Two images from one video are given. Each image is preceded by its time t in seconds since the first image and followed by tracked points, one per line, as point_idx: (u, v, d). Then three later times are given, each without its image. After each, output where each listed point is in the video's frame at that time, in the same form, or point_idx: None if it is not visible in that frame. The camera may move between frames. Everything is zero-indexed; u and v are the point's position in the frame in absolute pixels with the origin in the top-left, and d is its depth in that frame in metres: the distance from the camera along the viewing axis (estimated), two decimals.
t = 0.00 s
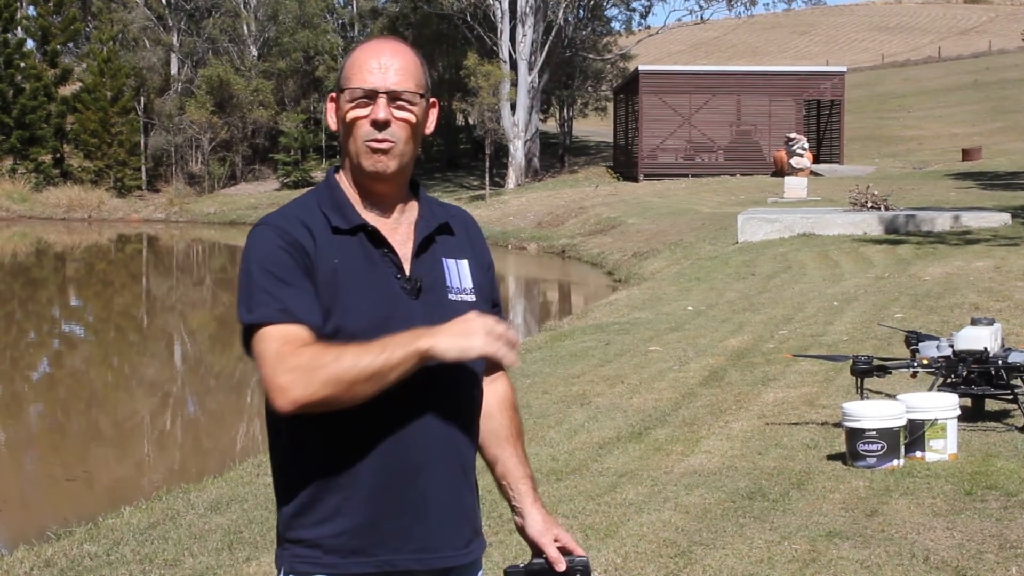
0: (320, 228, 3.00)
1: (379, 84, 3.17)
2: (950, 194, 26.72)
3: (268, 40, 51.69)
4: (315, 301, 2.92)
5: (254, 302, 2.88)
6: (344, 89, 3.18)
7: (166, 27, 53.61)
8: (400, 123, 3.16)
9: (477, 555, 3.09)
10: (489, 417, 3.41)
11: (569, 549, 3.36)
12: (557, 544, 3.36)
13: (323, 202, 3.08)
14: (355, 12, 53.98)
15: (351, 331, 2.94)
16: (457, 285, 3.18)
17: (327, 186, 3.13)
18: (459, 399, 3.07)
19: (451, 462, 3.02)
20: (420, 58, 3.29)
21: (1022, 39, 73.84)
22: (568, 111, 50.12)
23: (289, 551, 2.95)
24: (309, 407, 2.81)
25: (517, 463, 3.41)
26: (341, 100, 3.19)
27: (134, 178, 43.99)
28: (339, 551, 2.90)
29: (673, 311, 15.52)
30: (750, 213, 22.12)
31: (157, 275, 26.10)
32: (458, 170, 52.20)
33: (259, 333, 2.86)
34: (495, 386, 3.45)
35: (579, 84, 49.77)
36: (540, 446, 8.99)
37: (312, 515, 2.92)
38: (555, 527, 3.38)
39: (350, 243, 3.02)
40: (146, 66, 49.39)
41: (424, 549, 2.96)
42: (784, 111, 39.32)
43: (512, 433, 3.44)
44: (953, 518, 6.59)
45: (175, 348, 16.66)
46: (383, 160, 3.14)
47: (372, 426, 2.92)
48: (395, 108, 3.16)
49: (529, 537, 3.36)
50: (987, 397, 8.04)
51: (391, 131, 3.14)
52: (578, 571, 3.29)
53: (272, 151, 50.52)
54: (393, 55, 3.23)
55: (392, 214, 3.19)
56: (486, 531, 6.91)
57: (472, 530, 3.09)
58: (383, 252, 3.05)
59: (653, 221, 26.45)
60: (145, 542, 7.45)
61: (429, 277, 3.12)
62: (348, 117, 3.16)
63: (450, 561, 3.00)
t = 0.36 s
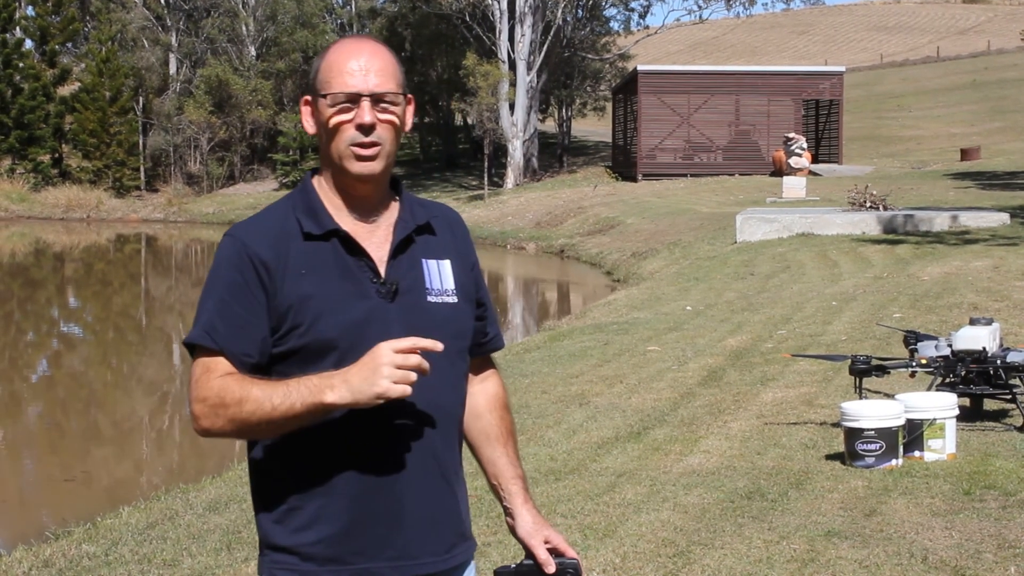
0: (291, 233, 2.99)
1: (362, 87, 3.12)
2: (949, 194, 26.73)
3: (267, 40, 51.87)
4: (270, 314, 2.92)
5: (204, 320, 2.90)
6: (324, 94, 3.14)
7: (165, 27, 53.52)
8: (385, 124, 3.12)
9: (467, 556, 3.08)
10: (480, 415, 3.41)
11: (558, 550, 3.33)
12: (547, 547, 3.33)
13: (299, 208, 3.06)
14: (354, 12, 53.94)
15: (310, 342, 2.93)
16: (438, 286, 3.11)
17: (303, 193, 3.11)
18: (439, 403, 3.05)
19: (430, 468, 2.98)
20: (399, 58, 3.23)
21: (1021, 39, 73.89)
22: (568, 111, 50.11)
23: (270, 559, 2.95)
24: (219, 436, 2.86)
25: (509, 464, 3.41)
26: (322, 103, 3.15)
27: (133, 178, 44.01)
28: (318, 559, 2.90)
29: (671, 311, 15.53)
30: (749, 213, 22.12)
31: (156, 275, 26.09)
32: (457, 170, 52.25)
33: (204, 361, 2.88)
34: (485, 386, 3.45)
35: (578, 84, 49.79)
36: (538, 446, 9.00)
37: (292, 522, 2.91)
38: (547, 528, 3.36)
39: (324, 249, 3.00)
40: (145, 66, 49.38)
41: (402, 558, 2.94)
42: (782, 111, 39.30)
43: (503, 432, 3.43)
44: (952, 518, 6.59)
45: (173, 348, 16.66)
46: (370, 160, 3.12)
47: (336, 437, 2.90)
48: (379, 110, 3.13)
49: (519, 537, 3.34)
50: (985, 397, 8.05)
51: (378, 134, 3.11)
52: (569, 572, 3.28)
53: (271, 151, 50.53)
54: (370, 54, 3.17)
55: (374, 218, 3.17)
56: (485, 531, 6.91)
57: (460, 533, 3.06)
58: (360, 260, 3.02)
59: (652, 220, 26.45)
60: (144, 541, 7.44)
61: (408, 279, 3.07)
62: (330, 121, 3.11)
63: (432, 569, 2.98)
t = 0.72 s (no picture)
0: (275, 235, 2.99)
1: (319, 86, 3.13)
2: (947, 194, 26.78)
3: (264, 41, 52.22)
4: (265, 316, 2.92)
5: (200, 328, 2.90)
6: (285, 96, 3.15)
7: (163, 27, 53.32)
8: (343, 122, 3.12)
9: (459, 555, 3.08)
10: (475, 409, 3.41)
11: (558, 544, 3.33)
12: (546, 541, 3.34)
13: (278, 210, 3.05)
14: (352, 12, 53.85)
15: (301, 345, 2.92)
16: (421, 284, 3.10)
17: (284, 195, 3.09)
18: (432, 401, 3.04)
19: (420, 467, 2.97)
20: (360, 55, 3.23)
21: (1019, 40, 73.99)
22: (566, 111, 50.01)
23: (256, 562, 2.96)
24: (257, 436, 2.82)
25: (505, 457, 3.41)
26: (284, 108, 3.16)
27: (132, 178, 44.15)
28: (304, 561, 2.91)
29: (669, 311, 15.55)
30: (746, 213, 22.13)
31: (154, 275, 26.10)
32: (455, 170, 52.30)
33: (218, 364, 2.86)
34: (479, 379, 3.45)
35: (576, 85, 49.84)
36: (536, 446, 9.01)
37: (277, 526, 2.92)
38: (544, 523, 3.36)
39: (306, 253, 2.98)
40: (142, 66, 49.36)
41: (393, 560, 2.94)
42: (780, 111, 39.28)
43: (500, 426, 3.44)
44: (949, 518, 6.60)
45: (171, 348, 16.67)
46: (334, 160, 3.11)
47: (327, 440, 2.90)
48: (336, 108, 3.13)
49: (517, 530, 3.35)
50: (983, 398, 8.05)
51: (334, 132, 3.10)
52: (566, 567, 3.27)
53: (269, 151, 50.56)
54: (330, 55, 3.18)
55: (352, 215, 3.16)
56: (482, 531, 6.91)
57: (452, 533, 3.06)
58: (342, 263, 3.01)
59: (650, 221, 26.48)
60: (141, 542, 7.44)
61: (390, 281, 3.06)
62: (294, 125, 3.12)
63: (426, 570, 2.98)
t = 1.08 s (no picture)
0: (278, 238, 2.98)
1: (323, 90, 3.13)
2: (944, 195, 26.85)
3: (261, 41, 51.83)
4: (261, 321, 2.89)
5: (193, 334, 2.84)
6: (288, 101, 3.15)
7: (160, 27, 53.19)
8: (346, 129, 3.11)
9: (459, 557, 3.09)
10: (468, 410, 3.41)
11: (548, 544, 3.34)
12: (537, 540, 3.34)
13: (281, 213, 3.04)
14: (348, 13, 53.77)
15: (304, 349, 2.90)
16: (423, 287, 3.12)
17: (285, 199, 3.08)
18: (435, 404, 3.05)
19: (424, 469, 2.98)
20: (363, 59, 3.24)
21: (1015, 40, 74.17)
22: (563, 111, 49.94)
23: (258, 567, 2.92)
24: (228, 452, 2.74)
25: (497, 457, 3.41)
26: (287, 113, 3.15)
27: (128, 178, 44.05)
28: (310, 565, 2.88)
29: (666, 311, 15.57)
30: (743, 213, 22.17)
31: (151, 275, 26.16)
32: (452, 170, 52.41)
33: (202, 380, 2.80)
34: (471, 380, 3.46)
35: (573, 86, 49.92)
36: (534, 446, 9.02)
37: (283, 529, 2.88)
38: (537, 523, 3.36)
39: (311, 256, 2.98)
40: (139, 67, 49.35)
41: (398, 562, 2.94)
42: (777, 112, 39.29)
43: (492, 427, 3.44)
44: (946, 518, 6.61)
45: (169, 348, 16.69)
46: (338, 164, 3.11)
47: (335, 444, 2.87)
48: (340, 114, 3.13)
49: (508, 530, 3.35)
50: (980, 398, 8.05)
51: (340, 138, 3.10)
52: (559, 569, 3.28)
53: (266, 151, 50.61)
54: (333, 57, 3.18)
55: (354, 219, 3.16)
56: (479, 532, 6.92)
57: (453, 533, 3.08)
58: (346, 265, 3.01)
59: (647, 221, 26.53)
60: (139, 542, 7.45)
61: (394, 282, 3.06)
62: (298, 130, 3.12)
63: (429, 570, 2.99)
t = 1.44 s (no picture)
0: (281, 240, 2.99)
1: (329, 89, 3.13)
2: (943, 195, 26.88)
3: (260, 41, 51.92)
4: (253, 326, 2.92)
5: (185, 338, 2.95)
6: (295, 99, 3.15)
7: (159, 27, 53.08)
8: (351, 128, 3.11)
9: (460, 559, 3.09)
10: (469, 411, 3.41)
11: (543, 548, 3.33)
12: (532, 544, 3.33)
13: (285, 212, 3.05)
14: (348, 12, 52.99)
15: (305, 352, 2.91)
16: (429, 288, 3.09)
17: (289, 198, 3.09)
18: (437, 404, 3.04)
19: (423, 474, 2.98)
20: (373, 56, 3.23)
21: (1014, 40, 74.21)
22: (562, 111, 50.06)
23: (264, 565, 2.94)
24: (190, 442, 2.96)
25: (497, 458, 3.42)
26: (294, 112, 3.16)
27: (127, 178, 43.99)
28: (311, 567, 2.89)
29: (665, 311, 15.58)
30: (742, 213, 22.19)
31: (150, 275, 26.17)
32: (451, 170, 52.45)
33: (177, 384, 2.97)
34: (475, 381, 3.45)
35: (572, 86, 49.95)
36: (533, 446, 9.02)
37: (286, 529, 2.90)
38: (535, 524, 3.36)
39: (313, 256, 2.99)
40: (139, 67, 49.38)
41: (400, 564, 2.94)
42: (776, 112, 39.31)
43: (493, 427, 3.44)
44: (945, 518, 6.61)
45: (168, 348, 16.70)
46: (343, 167, 3.11)
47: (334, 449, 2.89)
48: (345, 112, 3.12)
49: (506, 532, 3.35)
50: (979, 398, 8.06)
51: (344, 137, 3.10)
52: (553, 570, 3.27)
53: (266, 151, 50.58)
54: (341, 56, 3.18)
55: (359, 219, 3.17)
56: (479, 531, 6.92)
57: (456, 534, 3.08)
58: (350, 268, 2.99)
59: (646, 221, 26.55)
60: (138, 542, 7.46)
61: (397, 284, 3.04)
62: (303, 129, 3.12)
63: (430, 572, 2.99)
